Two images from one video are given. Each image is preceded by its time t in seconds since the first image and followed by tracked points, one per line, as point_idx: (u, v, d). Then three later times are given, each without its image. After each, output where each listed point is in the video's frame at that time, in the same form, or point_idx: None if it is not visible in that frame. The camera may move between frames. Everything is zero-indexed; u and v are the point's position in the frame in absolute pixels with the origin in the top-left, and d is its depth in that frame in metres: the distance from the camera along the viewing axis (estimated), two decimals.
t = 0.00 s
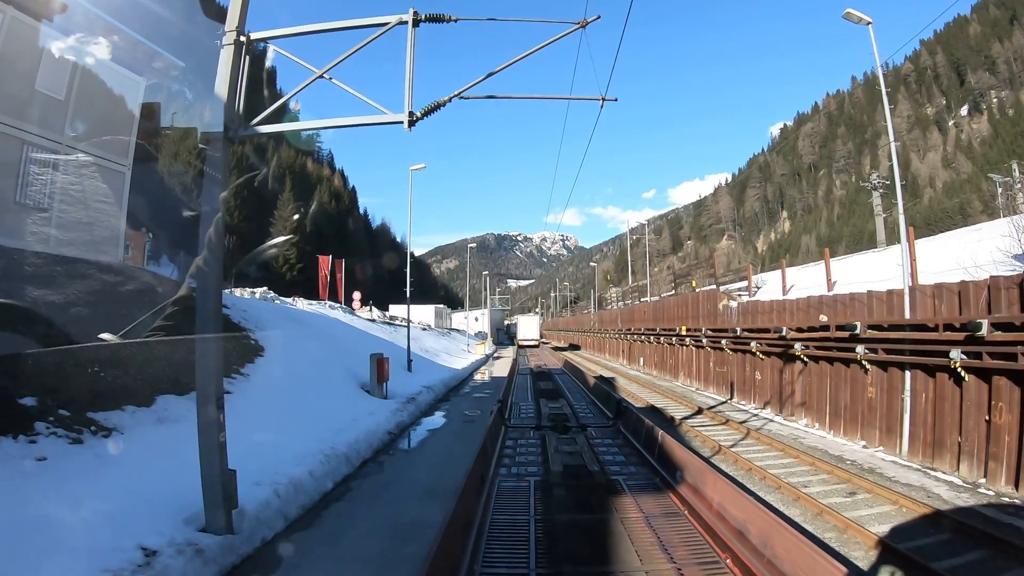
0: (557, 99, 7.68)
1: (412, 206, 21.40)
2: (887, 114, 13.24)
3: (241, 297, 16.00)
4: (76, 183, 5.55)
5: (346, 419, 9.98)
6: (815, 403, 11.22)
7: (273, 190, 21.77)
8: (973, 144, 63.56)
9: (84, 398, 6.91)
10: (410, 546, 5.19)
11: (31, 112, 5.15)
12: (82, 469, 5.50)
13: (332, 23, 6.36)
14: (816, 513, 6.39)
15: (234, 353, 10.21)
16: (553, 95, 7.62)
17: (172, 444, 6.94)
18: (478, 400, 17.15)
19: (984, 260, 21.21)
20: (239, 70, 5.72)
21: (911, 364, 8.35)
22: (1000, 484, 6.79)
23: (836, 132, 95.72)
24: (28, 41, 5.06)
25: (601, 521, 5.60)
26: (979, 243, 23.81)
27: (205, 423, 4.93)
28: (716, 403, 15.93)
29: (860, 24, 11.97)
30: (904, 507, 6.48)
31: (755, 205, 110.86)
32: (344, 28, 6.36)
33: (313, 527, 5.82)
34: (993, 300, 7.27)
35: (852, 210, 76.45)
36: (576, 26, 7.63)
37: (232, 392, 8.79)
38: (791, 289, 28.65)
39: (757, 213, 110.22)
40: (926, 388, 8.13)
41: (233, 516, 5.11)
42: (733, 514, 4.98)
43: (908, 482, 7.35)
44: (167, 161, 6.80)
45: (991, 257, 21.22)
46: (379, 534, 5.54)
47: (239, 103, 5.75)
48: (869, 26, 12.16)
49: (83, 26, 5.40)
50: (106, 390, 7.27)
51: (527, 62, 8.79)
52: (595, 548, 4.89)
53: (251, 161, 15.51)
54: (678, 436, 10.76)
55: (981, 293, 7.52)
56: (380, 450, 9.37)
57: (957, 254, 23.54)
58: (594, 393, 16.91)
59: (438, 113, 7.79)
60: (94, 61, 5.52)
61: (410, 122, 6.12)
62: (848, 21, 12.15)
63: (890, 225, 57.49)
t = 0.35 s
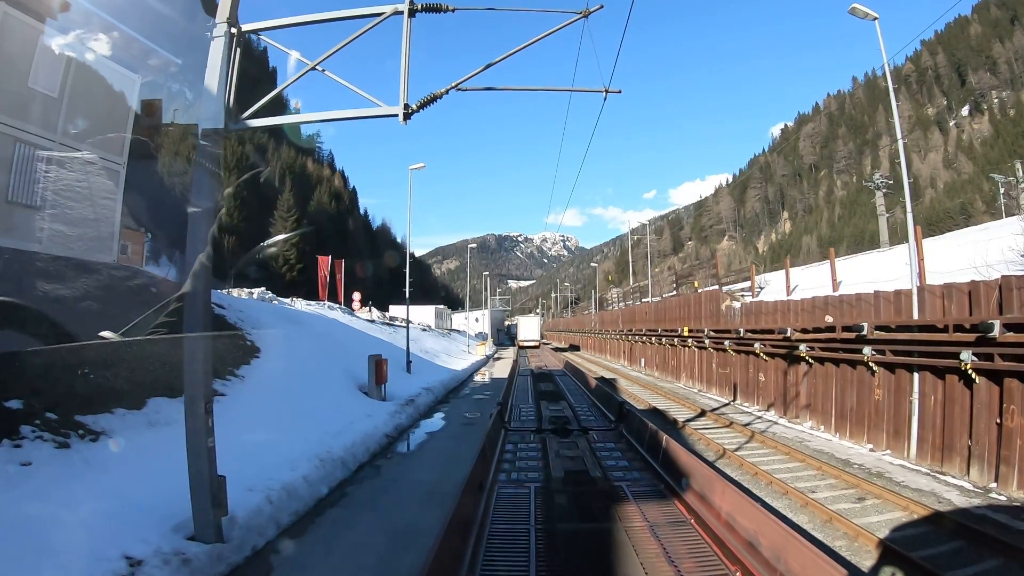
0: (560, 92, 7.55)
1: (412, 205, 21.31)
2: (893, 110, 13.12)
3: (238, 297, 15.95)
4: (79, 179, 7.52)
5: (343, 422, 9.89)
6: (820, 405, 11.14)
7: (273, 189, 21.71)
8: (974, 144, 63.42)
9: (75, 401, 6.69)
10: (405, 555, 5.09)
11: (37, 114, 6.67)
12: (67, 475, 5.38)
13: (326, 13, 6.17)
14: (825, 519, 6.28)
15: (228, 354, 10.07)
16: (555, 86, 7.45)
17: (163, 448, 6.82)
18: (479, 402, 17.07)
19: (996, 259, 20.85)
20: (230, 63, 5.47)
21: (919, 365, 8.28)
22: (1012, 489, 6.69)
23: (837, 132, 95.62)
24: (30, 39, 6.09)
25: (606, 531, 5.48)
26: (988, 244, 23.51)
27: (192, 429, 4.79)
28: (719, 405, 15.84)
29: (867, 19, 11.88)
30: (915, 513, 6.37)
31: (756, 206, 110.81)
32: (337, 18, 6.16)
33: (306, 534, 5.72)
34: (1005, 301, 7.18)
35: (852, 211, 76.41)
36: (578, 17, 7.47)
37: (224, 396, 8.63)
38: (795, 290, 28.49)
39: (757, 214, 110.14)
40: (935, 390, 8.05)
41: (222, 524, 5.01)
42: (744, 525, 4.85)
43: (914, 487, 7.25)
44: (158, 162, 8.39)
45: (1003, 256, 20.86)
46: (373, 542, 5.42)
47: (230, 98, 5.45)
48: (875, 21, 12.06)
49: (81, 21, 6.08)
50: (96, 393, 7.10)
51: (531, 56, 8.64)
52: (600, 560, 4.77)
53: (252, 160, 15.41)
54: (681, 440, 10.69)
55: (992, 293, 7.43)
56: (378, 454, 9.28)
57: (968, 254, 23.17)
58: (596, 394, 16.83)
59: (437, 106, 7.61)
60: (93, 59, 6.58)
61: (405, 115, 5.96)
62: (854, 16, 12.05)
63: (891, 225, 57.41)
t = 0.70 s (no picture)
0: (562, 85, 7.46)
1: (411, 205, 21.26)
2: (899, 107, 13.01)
3: (235, 298, 15.89)
4: (87, 180, 8.14)
5: (338, 425, 9.83)
6: (826, 407, 11.07)
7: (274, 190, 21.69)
8: (975, 144, 63.32)
9: (59, 402, 6.62)
10: (398, 564, 4.98)
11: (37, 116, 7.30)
12: (50, 482, 5.27)
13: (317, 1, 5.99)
14: (836, 526, 6.18)
15: (221, 356, 9.98)
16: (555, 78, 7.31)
17: (151, 452, 6.71)
18: (479, 403, 16.97)
19: (1008, 256, 20.27)
20: (217, 54, 5.36)
21: (927, 366, 8.22)
22: None
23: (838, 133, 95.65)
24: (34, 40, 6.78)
25: (609, 540, 5.35)
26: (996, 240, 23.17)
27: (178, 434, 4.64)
28: (722, 406, 15.77)
29: (872, 13, 11.83)
30: (928, 519, 6.27)
31: (756, 206, 110.68)
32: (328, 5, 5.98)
33: (296, 543, 5.61)
34: (1017, 300, 7.09)
35: (852, 211, 76.30)
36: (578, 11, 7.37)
37: (214, 399, 8.50)
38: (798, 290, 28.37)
39: (757, 214, 110.04)
40: (944, 392, 7.98)
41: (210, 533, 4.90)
42: (754, 536, 4.72)
43: (921, 492, 7.16)
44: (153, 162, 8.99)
45: (1015, 253, 20.30)
46: (367, 551, 5.32)
47: (218, 91, 5.32)
48: (881, 16, 11.98)
49: (86, 24, 6.44)
50: (80, 396, 6.98)
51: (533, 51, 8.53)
52: (601, 570, 4.66)
53: (252, 159, 15.38)
54: (683, 443, 10.59)
55: (1004, 292, 7.32)
56: (374, 458, 9.21)
57: (979, 252, 22.64)
58: (597, 396, 16.76)
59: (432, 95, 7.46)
60: (95, 61, 7.06)
61: (398, 106, 5.84)
62: (859, 11, 11.99)
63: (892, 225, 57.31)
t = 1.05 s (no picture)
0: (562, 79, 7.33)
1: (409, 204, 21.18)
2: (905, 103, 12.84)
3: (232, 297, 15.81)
4: (93, 181, 9.07)
5: (333, 427, 9.75)
6: (832, 409, 10.98)
7: (273, 189, 21.61)
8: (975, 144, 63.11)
9: (43, 403, 6.45)
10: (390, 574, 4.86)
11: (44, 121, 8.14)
12: (30, 487, 5.14)
13: None
14: (846, 533, 6.07)
15: (215, 356, 9.93)
16: (553, 67, 7.18)
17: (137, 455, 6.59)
18: (479, 404, 16.85)
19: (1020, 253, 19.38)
20: (205, 42, 5.08)
21: (937, 367, 8.14)
22: None
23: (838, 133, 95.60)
24: (42, 48, 7.69)
25: (613, 550, 5.22)
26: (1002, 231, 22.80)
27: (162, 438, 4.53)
28: (724, 407, 15.68)
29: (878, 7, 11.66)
30: (941, 526, 6.17)
31: (756, 206, 110.52)
32: None
33: (286, 550, 5.51)
34: None
35: (852, 211, 76.19)
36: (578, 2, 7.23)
37: (205, 399, 8.41)
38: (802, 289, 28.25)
39: (757, 214, 109.97)
40: (954, 393, 7.90)
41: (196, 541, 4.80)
42: (766, 546, 4.56)
43: (930, 496, 7.05)
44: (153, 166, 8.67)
45: None
46: (359, 559, 5.20)
47: (204, 80, 5.02)
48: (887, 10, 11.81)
49: (86, 24, 6.69)
50: (68, 397, 6.87)
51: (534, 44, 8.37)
52: None
53: (250, 161, 15.39)
54: (686, 445, 10.49)
55: (1015, 291, 7.22)
56: (370, 461, 9.12)
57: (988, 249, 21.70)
58: (598, 396, 16.65)
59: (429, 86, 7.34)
60: (94, 61, 7.72)
61: (391, 95, 5.73)
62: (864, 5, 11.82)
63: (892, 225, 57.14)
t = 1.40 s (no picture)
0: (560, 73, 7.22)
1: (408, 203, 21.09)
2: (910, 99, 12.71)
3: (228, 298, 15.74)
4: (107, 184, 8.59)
5: (327, 428, 9.67)
6: (835, 410, 10.92)
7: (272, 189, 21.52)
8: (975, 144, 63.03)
9: (26, 406, 6.31)
10: None
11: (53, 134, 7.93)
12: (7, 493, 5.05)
13: None
14: (856, 540, 5.96)
15: (207, 357, 9.90)
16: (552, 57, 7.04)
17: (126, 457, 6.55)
18: (478, 405, 16.78)
19: None
20: (189, 30, 4.80)
21: (946, 368, 8.07)
22: None
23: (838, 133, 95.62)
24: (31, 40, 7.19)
25: (616, 560, 5.10)
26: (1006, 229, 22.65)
27: (143, 442, 4.41)
28: (726, 408, 15.61)
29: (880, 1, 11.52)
30: (952, 531, 6.07)
31: (756, 206, 110.37)
32: None
33: (274, 557, 5.41)
34: None
35: (852, 211, 76.07)
36: None
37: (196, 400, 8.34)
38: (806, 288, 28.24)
39: (756, 214, 109.97)
40: (963, 394, 7.83)
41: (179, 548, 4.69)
42: (778, 558, 4.40)
43: (939, 500, 6.98)
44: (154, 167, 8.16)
45: None
46: (348, 568, 5.09)
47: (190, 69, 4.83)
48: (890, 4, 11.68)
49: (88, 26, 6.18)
50: (52, 398, 6.76)
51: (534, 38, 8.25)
52: None
53: (249, 159, 15.30)
54: (689, 448, 10.42)
55: None
56: (364, 463, 9.05)
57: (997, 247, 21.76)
58: (597, 398, 16.59)
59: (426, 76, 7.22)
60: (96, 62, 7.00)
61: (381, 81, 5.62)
62: None
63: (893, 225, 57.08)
